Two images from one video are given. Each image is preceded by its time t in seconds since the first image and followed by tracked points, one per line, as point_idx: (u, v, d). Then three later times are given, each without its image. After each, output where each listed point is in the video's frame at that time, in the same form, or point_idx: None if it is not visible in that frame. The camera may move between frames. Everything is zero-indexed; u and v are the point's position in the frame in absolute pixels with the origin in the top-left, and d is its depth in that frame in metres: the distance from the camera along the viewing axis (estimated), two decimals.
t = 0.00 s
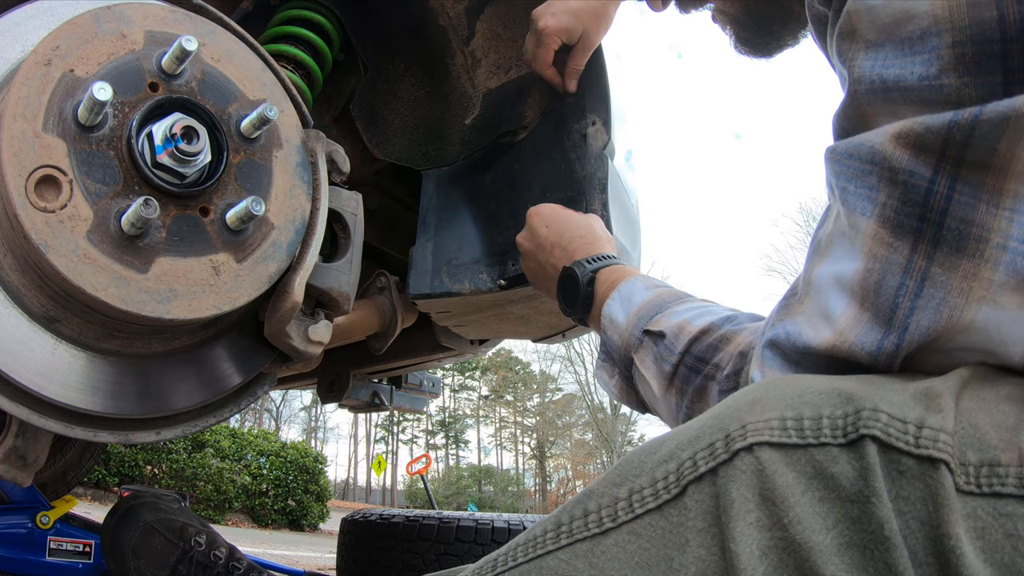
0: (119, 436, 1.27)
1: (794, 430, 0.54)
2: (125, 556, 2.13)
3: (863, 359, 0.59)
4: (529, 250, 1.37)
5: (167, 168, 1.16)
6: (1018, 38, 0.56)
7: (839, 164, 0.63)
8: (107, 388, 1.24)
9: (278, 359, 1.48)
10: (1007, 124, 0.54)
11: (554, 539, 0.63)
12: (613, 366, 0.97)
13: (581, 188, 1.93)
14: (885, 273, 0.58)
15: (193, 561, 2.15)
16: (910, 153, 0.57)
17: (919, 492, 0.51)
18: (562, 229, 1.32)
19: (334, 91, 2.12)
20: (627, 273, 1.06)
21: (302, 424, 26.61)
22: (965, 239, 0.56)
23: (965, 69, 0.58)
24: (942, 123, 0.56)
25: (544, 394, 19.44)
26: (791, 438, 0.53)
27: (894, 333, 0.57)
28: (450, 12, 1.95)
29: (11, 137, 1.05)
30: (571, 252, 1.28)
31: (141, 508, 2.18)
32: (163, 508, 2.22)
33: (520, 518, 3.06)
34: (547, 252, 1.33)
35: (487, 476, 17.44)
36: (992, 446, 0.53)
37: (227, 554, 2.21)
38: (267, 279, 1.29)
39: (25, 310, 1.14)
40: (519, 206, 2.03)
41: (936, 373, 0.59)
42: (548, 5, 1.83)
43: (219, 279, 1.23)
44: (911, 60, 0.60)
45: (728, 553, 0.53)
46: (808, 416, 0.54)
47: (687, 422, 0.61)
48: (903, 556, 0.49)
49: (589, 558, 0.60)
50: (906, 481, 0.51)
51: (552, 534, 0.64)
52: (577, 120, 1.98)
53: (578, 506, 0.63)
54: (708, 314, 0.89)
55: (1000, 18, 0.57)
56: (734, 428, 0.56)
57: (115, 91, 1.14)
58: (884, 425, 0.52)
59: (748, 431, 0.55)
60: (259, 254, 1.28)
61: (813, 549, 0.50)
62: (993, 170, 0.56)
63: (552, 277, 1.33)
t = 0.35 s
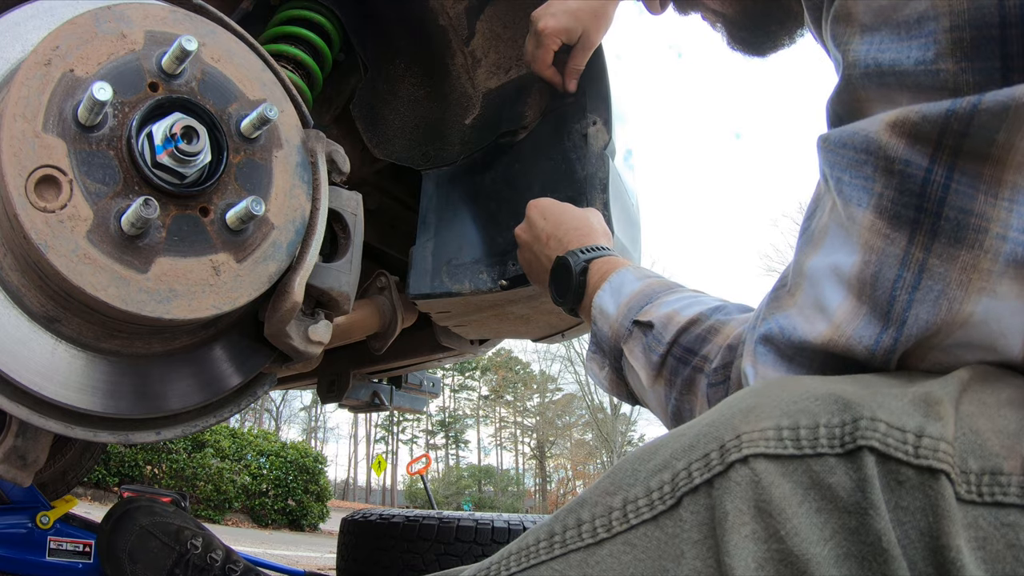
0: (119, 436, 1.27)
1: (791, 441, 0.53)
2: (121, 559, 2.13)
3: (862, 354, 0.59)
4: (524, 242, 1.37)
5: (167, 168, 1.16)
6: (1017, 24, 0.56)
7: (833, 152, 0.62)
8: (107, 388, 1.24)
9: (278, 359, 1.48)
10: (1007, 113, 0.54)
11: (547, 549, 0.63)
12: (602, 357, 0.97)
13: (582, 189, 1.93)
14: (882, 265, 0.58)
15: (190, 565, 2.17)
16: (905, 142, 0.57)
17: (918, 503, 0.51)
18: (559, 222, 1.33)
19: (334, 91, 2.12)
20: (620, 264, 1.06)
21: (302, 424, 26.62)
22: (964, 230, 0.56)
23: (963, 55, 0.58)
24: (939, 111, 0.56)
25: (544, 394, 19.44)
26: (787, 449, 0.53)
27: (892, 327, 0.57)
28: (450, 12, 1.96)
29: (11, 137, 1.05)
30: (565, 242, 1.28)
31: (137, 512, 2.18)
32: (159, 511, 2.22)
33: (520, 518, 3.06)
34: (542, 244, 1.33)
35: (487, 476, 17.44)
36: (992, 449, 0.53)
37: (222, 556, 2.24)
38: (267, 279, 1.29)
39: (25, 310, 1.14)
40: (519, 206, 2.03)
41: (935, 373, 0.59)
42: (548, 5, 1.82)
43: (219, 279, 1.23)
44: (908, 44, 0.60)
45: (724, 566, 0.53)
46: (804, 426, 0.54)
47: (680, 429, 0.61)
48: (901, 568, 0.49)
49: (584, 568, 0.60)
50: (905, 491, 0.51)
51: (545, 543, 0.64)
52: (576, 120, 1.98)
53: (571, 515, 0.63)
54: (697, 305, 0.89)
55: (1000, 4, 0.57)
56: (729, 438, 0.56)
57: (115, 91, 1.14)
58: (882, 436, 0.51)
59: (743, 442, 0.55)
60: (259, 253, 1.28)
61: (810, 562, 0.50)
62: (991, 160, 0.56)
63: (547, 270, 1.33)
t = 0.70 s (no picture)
0: (119, 436, 1.27)
1: (795, 423, 0.54)
2: (128, 554, 2.14)
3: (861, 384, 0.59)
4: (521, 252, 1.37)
5: (167, 168, 1.16)
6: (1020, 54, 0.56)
7: (835, 179, 0.62)
8: (107, 389, 1.24)
9: (278, 358, 1.48)
10: (1008, 149, 0.53)
11: (556, 533, 0.63)
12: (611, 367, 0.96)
13: (581, 189, 1.93)
14: (884, 298, 0.58)
15: (196, 560, 2.14)
16: (905, 176, 0.57)
17: (919, 489, 0.51)
18: (551, 231, 1.33)
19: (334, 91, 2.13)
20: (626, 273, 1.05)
21: (302, 424, 26.62)
22: (964, 267, 0.56)
23: (963, 89, 0.58)
24: (941, 146, 0.56)
25: (544, 394, 19.44)
26: (791, 432, 0.54)
27: (893, 361, 0.57)
28: (450, 11, 1.96)
29: (11, 137, 1.05)
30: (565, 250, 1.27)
31: (144, 508, 2.19)
32: (165, 507, 2.23)
33: (520, 518, 3.05)
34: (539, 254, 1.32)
35: (487, 476, 17.44)
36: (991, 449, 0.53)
37: (230, 552, 2.19)
38: (267, 279, 1.29)
39: (25, 310, 1.14)
40: (519, 205, 2.03)
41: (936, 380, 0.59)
42: (546, 6, 1.86)
43: (219, 279, 1.23)
44: (905, 77, 0.60)
45: (728, 546, 0.53)
46: (809, 409, 0.54)
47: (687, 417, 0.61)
48: (903, 551, 0.49)
49: (591, 553, 0.60)
50: (906, 476, 0.51)
51: (554, 528, 0.63)
52: (576, 119, 1.97)
53: (579, 502, 0.63)
54: (708, 319, 0.89)
55: (1003, 34, 0.56)
56: (734, 420, 0.56)
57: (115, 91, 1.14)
58: (885, 420, 0.52)
59: (748, 423, 0.55)
60: (259, 253, 1.28)
61: (813, 542, 0.51)
62: (993, 193, 0.55)
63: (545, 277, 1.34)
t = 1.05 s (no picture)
0: (119, 436, 1.27)
1: (790, 440, 0.54)
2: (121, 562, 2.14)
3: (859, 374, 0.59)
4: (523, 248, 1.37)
5: (167, 168, 1.16)
6: (1015, 24, 0.56)
7: (824, 163, 0.62)
8: (107, 388, 1.24)
9: (278, 359, 1.48)
10: (1006, 126, 0.53)
11: (543, 549, 0.63)
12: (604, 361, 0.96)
13: (581, 188, 1.93)
14: (879, 285, 0.57)
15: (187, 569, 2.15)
16: (898, 157, 0.56)
17: (920, 506, 0.51)
18: (559, 226, 1.33)
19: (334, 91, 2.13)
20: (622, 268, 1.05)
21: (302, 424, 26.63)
22: (962, 252, 0.55)
23: (958, 60, 0.57)
24: (935, 125, 0.55)
25: (544, 394, 19.44)
26: (786, 448, 0.53)
27: (892, 350, 0.57)
28: (450, 12, 1.96)
29: (11, 136, 1.05)
30: (566, 245, 1.28)
31: (137, 516, 2.18)
32: (159, 513, 2.22)
33: (520, 518, 3.05)
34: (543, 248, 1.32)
35: (487, 476, 17.44)
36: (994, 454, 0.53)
37: (221, 559, 2.22)
38: (267, 278, 1.29)
39: (25, 310, 1.14)
40: (519, 206, 2.03)
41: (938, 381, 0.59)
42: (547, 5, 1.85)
43: (219, 279, 1.23)
44: (896, 49, 0.59)
45: (722, 567, 0.53)
46: (804, 425, 0.54)
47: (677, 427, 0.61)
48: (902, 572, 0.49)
49: (581, 568, 0.60)
50: (906, 493, 0.51)
51: (542, 543, 0.64)
52: (576, 119, 1.97)
53: (568, 515, 0.63)
54: (698, 313, 0.89)
55: (997, 5, 0.56)
56: (727, 436, 0.56)
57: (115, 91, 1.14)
58: (884, 437, 0.51)
59: (741, 440, 0.55)
60: (259, 254, 1.28)
61: (810, 563, 0.51)
62: (990, 174, 0.54)
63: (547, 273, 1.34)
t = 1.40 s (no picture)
0: (119, 436, 1.27)
1: (797, 447, 0.54)
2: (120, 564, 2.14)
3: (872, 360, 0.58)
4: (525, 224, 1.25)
5: (167, 168, 1.16)
6: None
7: (856, 145, 0.62)
8: (107, 388, 1.24)
9: (278, 359, 1.48)
10: None
11: (548, 554, 0.63)
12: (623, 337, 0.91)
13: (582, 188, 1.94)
14: (902, 266, 0.57)
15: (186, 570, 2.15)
16: (930, 133, 0.57)
17: (926, 515, 0.51)
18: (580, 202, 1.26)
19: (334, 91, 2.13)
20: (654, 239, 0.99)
21: (302, 424, 26.63)
22: (986, 232, 0.55)
23: (992, 38, 0.58)
24: (964, 100, 0.56)
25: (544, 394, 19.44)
26: (793, 456, 0.54)
27: (911, 332, 0.56)
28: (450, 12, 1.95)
29: (11, 136, 1.05)
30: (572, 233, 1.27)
31: (135, 519, 2.18)
32: (157, 515, 2.22)
33: (520, 518, 3.05)
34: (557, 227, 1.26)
35: (487, 476, 17.43)
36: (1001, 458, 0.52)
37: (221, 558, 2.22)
38: (267, 278, 1.29)
39: (25, 310, 1.14)
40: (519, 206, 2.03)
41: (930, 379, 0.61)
42: None
43: (219, 279, 1.23)
44: (931, 29, 0.60)
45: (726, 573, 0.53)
46: (810, 432, 0.54)
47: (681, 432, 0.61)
48: None
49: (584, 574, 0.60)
50: (913, 502, 0.51)
51: (546, 548, 0.64)
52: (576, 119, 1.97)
53: (572, 521, 0.63)
54: (727, 291, 0.85)
55: None
56: (733, 442, 0.56)
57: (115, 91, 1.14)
58: (891, 445, 0.51)
59: (747, 446, 0.55)
60: (259, 254, 1.28)
61: (814, 570, 0.50)
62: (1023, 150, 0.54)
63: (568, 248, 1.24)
